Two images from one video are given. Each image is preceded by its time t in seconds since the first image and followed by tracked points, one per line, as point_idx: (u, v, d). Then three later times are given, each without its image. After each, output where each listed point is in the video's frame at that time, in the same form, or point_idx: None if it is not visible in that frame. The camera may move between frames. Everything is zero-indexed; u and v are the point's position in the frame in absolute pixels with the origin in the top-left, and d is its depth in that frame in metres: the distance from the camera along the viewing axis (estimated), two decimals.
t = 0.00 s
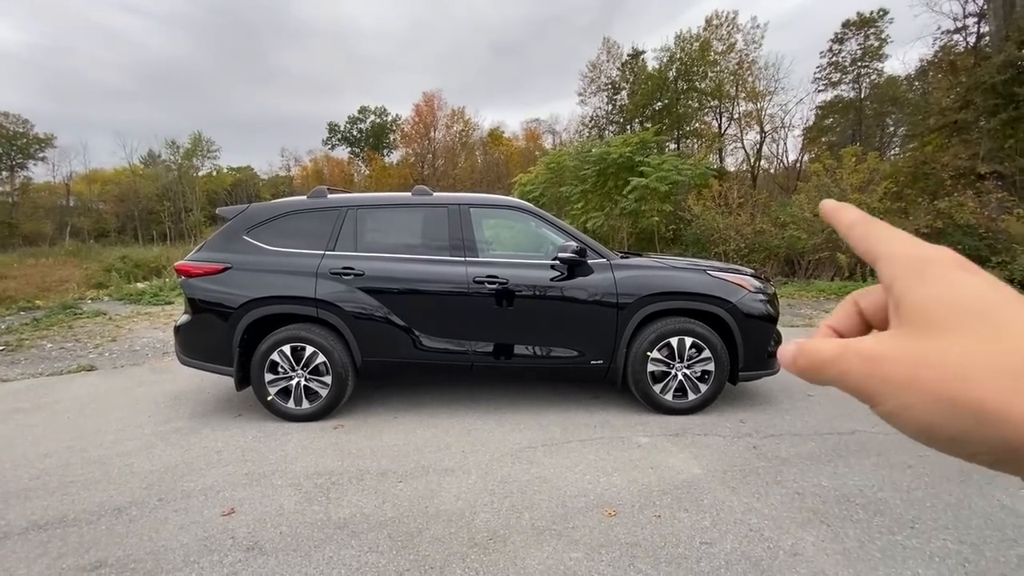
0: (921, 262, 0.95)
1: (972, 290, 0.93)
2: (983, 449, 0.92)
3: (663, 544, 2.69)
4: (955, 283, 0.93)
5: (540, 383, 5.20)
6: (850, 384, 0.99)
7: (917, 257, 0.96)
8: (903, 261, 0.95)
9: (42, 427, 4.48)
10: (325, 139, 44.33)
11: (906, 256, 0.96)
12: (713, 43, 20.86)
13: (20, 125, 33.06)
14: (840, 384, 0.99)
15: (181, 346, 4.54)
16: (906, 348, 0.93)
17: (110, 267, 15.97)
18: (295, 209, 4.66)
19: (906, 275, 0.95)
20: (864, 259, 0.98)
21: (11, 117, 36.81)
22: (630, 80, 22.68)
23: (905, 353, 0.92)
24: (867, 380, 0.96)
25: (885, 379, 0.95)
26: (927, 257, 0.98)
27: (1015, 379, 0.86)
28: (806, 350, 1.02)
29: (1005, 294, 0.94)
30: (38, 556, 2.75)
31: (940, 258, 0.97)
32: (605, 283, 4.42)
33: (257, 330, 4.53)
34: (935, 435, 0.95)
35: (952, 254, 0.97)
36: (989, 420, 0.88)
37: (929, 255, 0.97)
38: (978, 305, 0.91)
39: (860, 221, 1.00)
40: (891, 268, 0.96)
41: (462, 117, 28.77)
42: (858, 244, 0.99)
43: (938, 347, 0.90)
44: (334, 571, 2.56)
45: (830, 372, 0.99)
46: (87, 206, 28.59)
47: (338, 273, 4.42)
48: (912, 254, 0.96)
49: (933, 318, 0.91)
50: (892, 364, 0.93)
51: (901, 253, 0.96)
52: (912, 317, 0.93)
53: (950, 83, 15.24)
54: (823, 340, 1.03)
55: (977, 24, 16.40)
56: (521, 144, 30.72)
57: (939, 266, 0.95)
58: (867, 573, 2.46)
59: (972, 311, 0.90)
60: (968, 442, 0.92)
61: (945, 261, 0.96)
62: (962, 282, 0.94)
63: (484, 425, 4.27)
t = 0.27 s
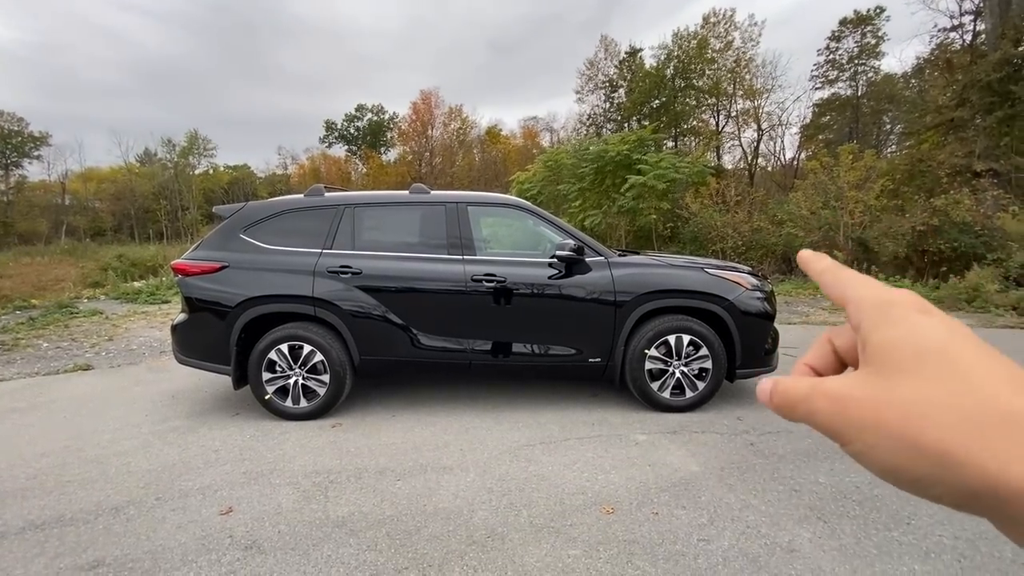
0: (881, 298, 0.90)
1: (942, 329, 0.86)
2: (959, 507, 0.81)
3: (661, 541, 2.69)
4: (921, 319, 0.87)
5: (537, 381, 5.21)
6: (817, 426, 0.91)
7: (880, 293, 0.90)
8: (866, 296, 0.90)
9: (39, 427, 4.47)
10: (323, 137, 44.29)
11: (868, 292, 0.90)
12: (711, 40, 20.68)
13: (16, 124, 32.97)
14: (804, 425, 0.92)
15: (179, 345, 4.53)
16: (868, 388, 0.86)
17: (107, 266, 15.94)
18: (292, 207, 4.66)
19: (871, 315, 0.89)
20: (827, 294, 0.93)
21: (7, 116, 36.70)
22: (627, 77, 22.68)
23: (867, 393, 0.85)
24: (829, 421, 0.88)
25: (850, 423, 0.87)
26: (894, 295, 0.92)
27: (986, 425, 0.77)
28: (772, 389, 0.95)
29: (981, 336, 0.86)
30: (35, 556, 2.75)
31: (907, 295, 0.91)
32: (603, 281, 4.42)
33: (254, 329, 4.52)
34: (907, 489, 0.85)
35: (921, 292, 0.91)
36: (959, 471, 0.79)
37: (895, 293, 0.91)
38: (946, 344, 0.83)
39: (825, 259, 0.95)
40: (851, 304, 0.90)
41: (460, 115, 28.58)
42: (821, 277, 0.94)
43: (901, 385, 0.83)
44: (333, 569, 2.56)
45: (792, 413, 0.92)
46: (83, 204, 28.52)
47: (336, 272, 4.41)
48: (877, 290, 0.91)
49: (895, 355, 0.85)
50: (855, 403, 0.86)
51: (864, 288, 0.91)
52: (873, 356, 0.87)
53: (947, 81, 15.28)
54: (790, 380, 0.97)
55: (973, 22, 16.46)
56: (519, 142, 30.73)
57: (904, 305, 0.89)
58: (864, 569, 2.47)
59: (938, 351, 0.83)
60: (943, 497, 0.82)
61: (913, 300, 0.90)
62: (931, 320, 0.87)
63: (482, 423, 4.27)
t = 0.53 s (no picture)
0: (845, 330, 0.98)
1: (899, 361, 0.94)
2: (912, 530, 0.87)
3: (659, 538, 2.70)
4: (879, 352, 0.95)
5: (536, 379, 5.20)
6: (785, 452, 0.98)
7: (843, 327, 0.99)
8: (830, 330, 0.99)
9: (35, 426, 4.45)
10: (320, 135, 44.22)
11: (832, 326, 1.00)
12: (709, 39, 20.71)
13: (11, 122, 32.81)
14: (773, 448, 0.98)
15: (176, 343, 4.52)
16: (830, 413, 0.93)
17: (103, 264, 15.88)
18: (290, 206, 4.65)
19: (835, 347, 0.97)
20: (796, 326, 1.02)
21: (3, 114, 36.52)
22: (625, 75, 22.65)
23: (831, 418, 0.93)
24: (798, 443, 0.95)
25: (815, 447, 0.94)
26: (855, 329, 1.01)
27: (937, 450, 0.84)
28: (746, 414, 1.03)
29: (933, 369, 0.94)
30: (32, 555, 2.74)
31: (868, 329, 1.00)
32: (601, 279, 4.42)
33: (251, 327, 4.51)
34: (868, 510, 0.91)
35: (880, 325, 1.00)
36: (912, 493, 0.86)
37: (856, 327, 1.00)
38: (902, 374, 0.91)
39: (793, 288, 1.05)
40: (817, 336, 1.00)
41: (458, 113, 28.51)
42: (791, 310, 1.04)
43: (861, 410, 0.91)
44: (332, 567, 2.56)
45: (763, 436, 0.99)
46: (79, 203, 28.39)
47: (333, 270, 4.41)
48: (841, 325, 1.00)
49: (854, 384, 0.93)
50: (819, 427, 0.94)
51: (829, 322, 1.00)
52: (836, 384, 0.95)
53: (944, 79, 15.31)
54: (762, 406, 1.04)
55: (970, 20, 16.47)
56: (516, 140, 30.73)
57: (862, 338, 0.98)
58: (861, 565, 2.48)
59: (893, 381, 0.91)
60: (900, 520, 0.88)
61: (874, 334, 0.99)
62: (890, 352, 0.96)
63: (480, 421, 4.27)
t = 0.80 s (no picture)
0: (831, 329, 1.03)
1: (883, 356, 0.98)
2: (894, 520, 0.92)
3: (657, 535, 2.70)
4: (864, 347, 1.00)
5: (534, 377, 5.21)
6: (771, 442, 1.05)
7: (832, 325, 1.04)
8: (818, 328, 1.04)
9: (34, 425, 4.45)
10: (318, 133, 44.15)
11: (819, 324, 1.04)
12: (707, 36, 20.65)
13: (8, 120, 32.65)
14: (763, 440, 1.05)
15: (174, 341, 4.51)
16: (815, 408, 0.99)
17: (100, 263, 15.83)
18: (288, 203, 4.64)
19: (819, 339, 1.03)
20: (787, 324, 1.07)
21: None
22: (623, 72, 22.59)
23: (813, 412, 0.98)
24: (785, 437, 1.02)
25: (799, 437, 1.01)
26: (842, 325, 1.05)
27: (914, 443, 0.89)
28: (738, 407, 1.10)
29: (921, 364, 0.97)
30: (30, 554, 2.74)
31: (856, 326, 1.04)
32: (600, 276, 4.42)
33: (250, 325, 4.51)
34: (854, 501, 0.97)
35: (862, 319, 1.05)
36: (892, 484, 0.91)
37: (844, 323, 1.05)
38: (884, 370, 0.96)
39: (782, 287, 1.11)
40: (804, 334, 1.04)
41: (456, 110, 28.39)
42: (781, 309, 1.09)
43: (844, 405, 0.96)
44: (331, 565, 2.56)
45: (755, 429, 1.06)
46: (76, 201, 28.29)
47: (332, 268, 4.40)
48: (829, 322, 1.04)
49: (838, 380, 0.98)
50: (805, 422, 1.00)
51: (817, 320, 1.05)
52: (819, 375, 1.00)
53: (942, 77, 15.31)
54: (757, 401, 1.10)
55: (968, 17, 16.49)
56: (515, 138, 30.71)
57: (848, 334, 1.02)
58: (858, 561, 2.49)
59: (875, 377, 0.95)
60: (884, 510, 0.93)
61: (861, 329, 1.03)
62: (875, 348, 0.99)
63: (479, 419, 4.27)
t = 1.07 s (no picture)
0: (800, 324, 0.94)
1: (852, 355, 0.90)
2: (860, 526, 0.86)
3: (656, 532, 2.71)
4: (833, 345, 0.91)
5: (532, 374, 5.22)
6: (739, 448, 0.96)
7: (800, 319, 0.95)
8: (785, 322, 0.94)
9: (32, 424, 4.44)
10: (316, 131, 44.09)
11: (786, 317, 0.95)
12: (706, 33, 20.69)
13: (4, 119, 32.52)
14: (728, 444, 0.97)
15: (173, 340, 4.51)
16: (783, 410, 0.91)
17: (98, 261, 15.81)
18: (286, 202, 4.64)
19: (785, 337, 0.94)
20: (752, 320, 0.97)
21: None
22: (622, 70, 22.57)
23: (782, 417, 0.90)
24: (749, 442, 0.93)
25: (767, 446, 0.92)
26: (808, 319, 0.97)
27: (884, 446, 0.82)
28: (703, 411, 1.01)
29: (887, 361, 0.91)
30: (30, 552, 2.74)
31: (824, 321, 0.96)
32: (598, 274, 4.42)
33: (248, 323, 4.51)
34: (822, 503, 0.89)
35: (833, 320, 0.96)
36: (858, 489, 0.84)
37: (811, 316, 0.96)
38: (852, 369, 0.88)
39: (753, 285, 1.00)
40: (771, 330, 0.95)
41: (454, 108, 28.39)
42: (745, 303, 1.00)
43: (811, 407, 0.88)
44: (331, 562, 2.57)
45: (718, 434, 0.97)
46: (73, 199, 28.22)
47: (330, 266, 4.40)
48: (797, 316, 0.95)
49: (805, 380, 0.90)
50: (771, 425, 0.92)
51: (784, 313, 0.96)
52: (787, 377, 0.92)
53: (941, 74, 15.33)
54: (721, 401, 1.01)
55: (966, 15, 16.51)
56: (513, 136, 30.66)
57: (816, 328, 0.93)
58: (856, 557, 2.49)
59: (844, 378, 0.87)
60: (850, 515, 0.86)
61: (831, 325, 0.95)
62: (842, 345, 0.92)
63: (478, 416, 4.28)
